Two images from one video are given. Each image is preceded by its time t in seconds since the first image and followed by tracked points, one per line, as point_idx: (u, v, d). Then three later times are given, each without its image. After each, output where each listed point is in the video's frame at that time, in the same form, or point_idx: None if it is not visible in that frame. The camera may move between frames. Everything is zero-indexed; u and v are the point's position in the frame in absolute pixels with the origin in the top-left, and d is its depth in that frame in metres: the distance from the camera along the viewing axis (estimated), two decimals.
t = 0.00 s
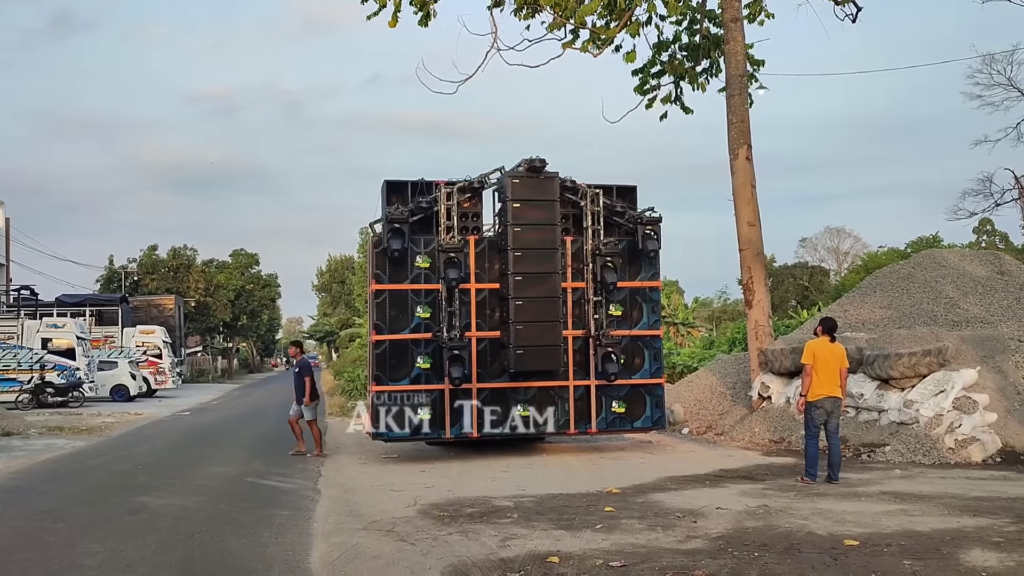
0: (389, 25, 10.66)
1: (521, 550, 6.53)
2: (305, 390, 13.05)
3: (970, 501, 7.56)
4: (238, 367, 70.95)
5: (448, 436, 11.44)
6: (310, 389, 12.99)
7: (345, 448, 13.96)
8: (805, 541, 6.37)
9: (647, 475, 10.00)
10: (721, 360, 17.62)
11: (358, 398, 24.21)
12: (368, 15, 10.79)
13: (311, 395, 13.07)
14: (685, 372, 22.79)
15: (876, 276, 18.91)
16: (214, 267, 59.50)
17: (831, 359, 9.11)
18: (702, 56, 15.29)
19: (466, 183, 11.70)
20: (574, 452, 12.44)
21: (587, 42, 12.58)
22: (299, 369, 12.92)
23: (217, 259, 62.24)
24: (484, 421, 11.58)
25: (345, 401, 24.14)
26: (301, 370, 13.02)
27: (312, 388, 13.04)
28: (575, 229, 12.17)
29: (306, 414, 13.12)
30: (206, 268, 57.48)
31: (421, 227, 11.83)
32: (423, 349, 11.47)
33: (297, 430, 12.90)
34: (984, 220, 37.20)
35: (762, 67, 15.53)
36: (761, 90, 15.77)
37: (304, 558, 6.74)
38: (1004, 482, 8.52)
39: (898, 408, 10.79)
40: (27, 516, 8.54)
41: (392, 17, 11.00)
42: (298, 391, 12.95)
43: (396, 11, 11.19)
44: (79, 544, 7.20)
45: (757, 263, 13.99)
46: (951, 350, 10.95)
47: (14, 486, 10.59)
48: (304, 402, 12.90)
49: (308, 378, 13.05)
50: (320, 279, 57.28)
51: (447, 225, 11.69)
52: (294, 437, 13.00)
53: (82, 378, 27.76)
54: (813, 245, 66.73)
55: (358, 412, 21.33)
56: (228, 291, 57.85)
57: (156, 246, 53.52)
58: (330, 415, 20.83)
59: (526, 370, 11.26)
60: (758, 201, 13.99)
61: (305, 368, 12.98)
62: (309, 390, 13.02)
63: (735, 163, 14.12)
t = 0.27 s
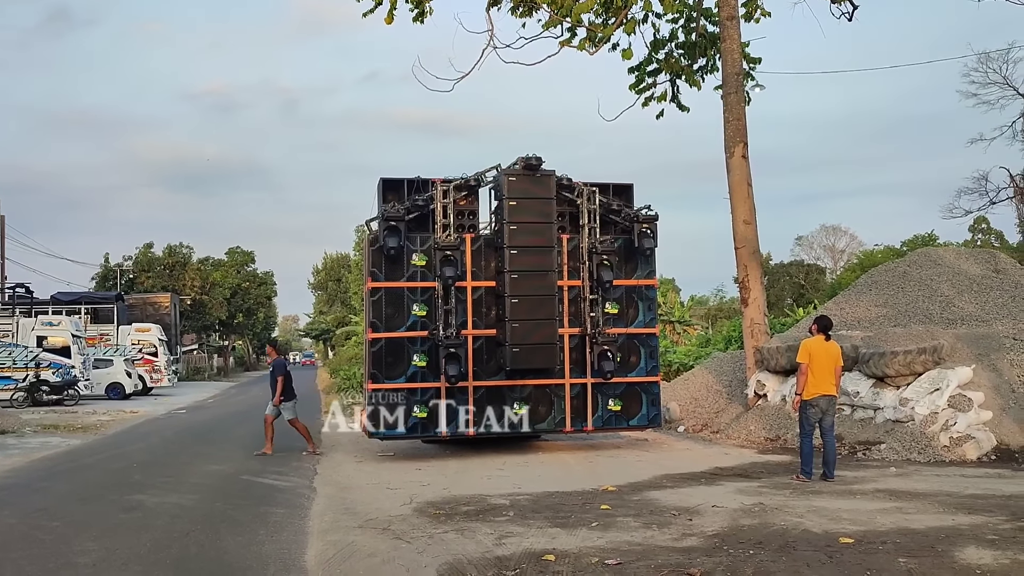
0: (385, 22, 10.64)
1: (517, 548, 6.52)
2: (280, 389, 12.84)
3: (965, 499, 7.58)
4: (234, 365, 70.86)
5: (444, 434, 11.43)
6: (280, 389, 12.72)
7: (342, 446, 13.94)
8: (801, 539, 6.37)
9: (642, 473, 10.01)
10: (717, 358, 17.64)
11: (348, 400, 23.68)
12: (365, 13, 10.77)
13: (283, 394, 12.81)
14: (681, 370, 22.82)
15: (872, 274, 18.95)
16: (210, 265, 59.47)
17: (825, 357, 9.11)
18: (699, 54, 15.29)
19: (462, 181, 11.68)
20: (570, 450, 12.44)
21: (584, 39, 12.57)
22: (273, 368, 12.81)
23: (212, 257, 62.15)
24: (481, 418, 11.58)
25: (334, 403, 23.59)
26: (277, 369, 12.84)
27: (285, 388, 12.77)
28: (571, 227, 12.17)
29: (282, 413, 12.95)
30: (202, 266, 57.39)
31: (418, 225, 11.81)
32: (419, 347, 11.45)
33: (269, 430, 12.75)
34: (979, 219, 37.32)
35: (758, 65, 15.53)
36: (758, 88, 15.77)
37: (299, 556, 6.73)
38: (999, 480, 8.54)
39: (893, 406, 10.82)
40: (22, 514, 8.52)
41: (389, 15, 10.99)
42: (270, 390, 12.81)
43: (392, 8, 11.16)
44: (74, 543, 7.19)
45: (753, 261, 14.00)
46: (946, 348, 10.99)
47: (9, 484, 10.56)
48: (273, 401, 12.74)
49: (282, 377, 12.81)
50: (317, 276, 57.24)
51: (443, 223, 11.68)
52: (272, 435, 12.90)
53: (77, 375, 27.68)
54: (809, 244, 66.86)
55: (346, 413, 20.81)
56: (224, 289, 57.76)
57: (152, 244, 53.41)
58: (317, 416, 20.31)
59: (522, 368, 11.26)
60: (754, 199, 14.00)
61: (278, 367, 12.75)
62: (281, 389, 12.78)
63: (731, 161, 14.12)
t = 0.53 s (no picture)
0: (380, 19, 10.61)
1: (511, 544, 6.53)
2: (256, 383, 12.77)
3: (958, 496, 7.60)
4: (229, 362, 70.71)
5: (438, 430, 11.42)
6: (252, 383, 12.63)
7: (336, 443, 13.92)
8: (794, 535, 6.39)
9: (637, 469, 10.03)
10: (712, 355, 17.68)
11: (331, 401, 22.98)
12: (360, 8, 10.74)
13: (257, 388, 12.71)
14: (676, 367, 22.86)
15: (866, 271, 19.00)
16: (204, 261, 59.30)
17: (819, 354, 9.13)
18: (694, 52, 15.29)
19: (457, 177, 11.67)
20: (565, 446, 12.45)
21: (579, 36, 12.56)
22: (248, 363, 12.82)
23: (207, 253, 61.97)
24: (476, 415, 11.57)
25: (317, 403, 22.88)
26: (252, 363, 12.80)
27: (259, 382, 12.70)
28: (566, 224, 12.17)
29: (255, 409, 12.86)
30: (197, 263, 57.24)
31: (412, 222, 11.79)
32: (413, 344, 11.44)
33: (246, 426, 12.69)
34: (973, 216, 37.42)
35: (753, 63, 15.54)
36: (753, 86, 15.78)
37: (294, 552, 6.72)
38: (992, 477, 8.57)
39: (887, 403, 10.87)
40: (15, 511, 8.48)
41: (383, 11, 10.95)
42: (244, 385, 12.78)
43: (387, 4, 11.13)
44: (68, 539, 7.17)
45: (748, 258, 14.02)
46: (940, 345, 11.05)
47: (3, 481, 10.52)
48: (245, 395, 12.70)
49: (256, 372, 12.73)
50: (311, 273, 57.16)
51: (438, 220, 11.66)
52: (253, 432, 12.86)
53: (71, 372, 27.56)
54: (803, 241, 67.00)
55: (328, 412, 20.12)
56: (218, 285, 57.61)
57: (146, 240, 53.21)
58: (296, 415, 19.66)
59: (517, 365, 11.25)
60: (749, 196, 14.01)
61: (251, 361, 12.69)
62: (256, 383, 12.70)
63: (726, 158, 14.14)
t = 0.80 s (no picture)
0: (374, 12, 10.56)
1: (504, 539, 6.53)
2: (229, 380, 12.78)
3: (948, 491, 7.64)
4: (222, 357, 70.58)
5: (432, 425, 11.42)
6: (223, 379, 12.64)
7: (330, 437, 13.92)
8: (786, 530, 6.41)
9: (630, 464, 10.04)
10: (705, 350, 17.71)
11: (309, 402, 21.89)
12: (354, 2, 10.70)
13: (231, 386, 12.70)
14: (669, 362, 22.90)
15: (859, 267, 19.05)
16: (197, 256, 59.14)
17: (810, 350, 9.15)
18: (688, 47, 15.27)
19: (451, 172, 11.65)
20: (558, 441, 12.47)
21: (573, 31, 12.53)
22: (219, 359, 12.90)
23: (200, 248, 61.79)
24: (469, 410, 11.57)
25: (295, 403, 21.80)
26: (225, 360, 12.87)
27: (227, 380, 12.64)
28: (560, 219, 12.16)
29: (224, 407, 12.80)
30: (190, 257, 57.09)
31: (406, 217, 11.76)
32: (407, 339, 11.43)
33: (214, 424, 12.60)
34: (966, 212, 37.56)
35: (747, 58, 15.53)
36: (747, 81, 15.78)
37: (286, 547, 6.71)
38: (982, 472, 8.61)
39: (879, 398, 10.88)
40: (6, 505, 8.45)
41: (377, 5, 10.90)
42: (216, 381, 12.82)
43: None
44: (60, 533, 7.15)
45: (741, 254, 14.04)
46: (932, 341, 11.05)
47: None
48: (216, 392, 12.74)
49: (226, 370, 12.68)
50: (305, 267, 57.07)
51: (431, 215, 11.65)
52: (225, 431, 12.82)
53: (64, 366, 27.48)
54: (796, 237, 67.17)
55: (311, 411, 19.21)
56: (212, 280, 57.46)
57: (139, 234, 53.00)
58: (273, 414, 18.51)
59: (510, 360, 11.25)
60: (743, 192, 14.02)
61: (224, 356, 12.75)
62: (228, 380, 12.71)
63: (719, 154, 14.14)
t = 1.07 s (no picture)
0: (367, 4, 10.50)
1: (496, 532, 6.53)
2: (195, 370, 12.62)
3: (938, 484, 7.68)
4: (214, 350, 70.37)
5: (424, 418, 11.41)
6: (185, 369, 12.56)
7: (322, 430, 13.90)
8: (777, 523, 6.43)
9: (622, 458, 10.06)
10: (697, 344, 17.74)
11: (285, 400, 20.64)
12: None
13: (192, 377, 12.52)
14: (661, 356, 22.94)
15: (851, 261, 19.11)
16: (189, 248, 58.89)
17: (803, 344, 9.17)
18: (682, 41, 15.26)
19: (444, 165, 11.62)
20: (551, 434, 12.47)
21: (567, 24, 12.50)
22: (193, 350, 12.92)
23: (192, 240, 61.55)
24: (461, 403, 11.57)
25: (275, 400, 20.67)
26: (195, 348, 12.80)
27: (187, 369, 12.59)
28: (553, 213, 12.15)
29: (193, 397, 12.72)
30: (181, 250, 56.84)
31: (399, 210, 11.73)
32: (399, 332, 11.41)
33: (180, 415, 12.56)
34: (957, 207, 37.73)
35: (741, 52, 15.53)
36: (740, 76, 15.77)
37: (278, 540, 6.70)
38: (972, 466, 8.66)
39: (870, 392, 10.96)
40: None
41: None
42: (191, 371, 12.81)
43: None
44: (51, 526, 7.12)
45: (734, 248, 14.06)
46: (921, 336, 11.22)
47: None
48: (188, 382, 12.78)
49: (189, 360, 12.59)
50: (297, 260, 56.92)
51: (424, 208, 11.62)
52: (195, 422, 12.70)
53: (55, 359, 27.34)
54: (789, 231, 67.32)
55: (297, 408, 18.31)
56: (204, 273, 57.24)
57: (130, 226, 52.72)
58: (247, 413, 17.20)
59: (503, 353, 11.25)
60: (735, 186, 14.03)
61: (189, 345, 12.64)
62: (191, 371, 12.57)
63: (712, 148, 14.15)
